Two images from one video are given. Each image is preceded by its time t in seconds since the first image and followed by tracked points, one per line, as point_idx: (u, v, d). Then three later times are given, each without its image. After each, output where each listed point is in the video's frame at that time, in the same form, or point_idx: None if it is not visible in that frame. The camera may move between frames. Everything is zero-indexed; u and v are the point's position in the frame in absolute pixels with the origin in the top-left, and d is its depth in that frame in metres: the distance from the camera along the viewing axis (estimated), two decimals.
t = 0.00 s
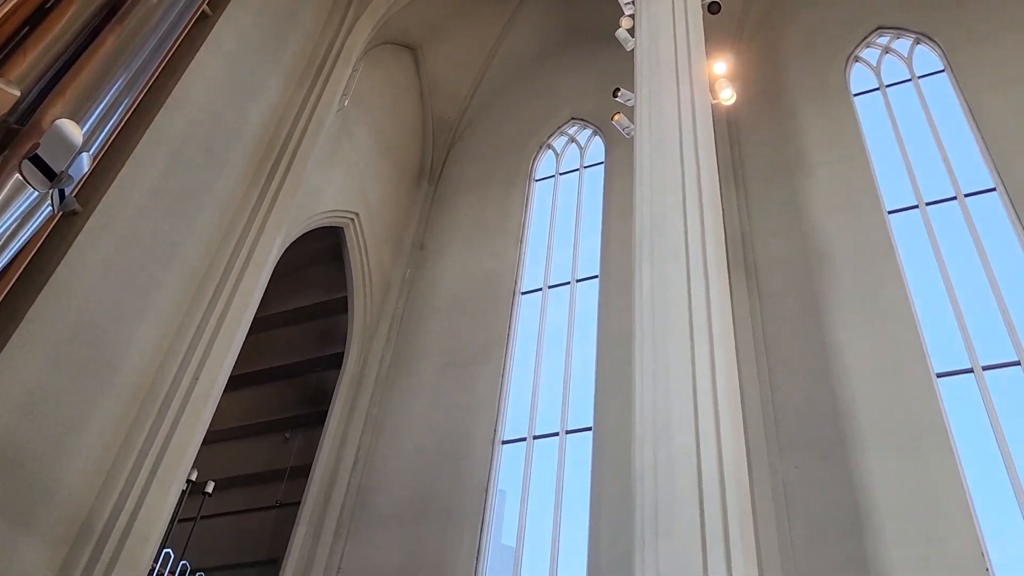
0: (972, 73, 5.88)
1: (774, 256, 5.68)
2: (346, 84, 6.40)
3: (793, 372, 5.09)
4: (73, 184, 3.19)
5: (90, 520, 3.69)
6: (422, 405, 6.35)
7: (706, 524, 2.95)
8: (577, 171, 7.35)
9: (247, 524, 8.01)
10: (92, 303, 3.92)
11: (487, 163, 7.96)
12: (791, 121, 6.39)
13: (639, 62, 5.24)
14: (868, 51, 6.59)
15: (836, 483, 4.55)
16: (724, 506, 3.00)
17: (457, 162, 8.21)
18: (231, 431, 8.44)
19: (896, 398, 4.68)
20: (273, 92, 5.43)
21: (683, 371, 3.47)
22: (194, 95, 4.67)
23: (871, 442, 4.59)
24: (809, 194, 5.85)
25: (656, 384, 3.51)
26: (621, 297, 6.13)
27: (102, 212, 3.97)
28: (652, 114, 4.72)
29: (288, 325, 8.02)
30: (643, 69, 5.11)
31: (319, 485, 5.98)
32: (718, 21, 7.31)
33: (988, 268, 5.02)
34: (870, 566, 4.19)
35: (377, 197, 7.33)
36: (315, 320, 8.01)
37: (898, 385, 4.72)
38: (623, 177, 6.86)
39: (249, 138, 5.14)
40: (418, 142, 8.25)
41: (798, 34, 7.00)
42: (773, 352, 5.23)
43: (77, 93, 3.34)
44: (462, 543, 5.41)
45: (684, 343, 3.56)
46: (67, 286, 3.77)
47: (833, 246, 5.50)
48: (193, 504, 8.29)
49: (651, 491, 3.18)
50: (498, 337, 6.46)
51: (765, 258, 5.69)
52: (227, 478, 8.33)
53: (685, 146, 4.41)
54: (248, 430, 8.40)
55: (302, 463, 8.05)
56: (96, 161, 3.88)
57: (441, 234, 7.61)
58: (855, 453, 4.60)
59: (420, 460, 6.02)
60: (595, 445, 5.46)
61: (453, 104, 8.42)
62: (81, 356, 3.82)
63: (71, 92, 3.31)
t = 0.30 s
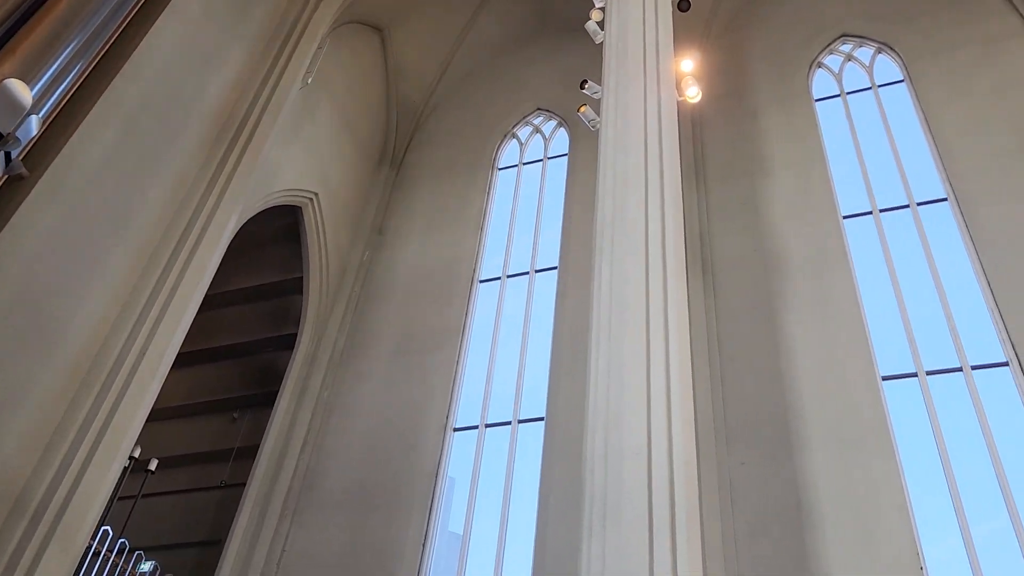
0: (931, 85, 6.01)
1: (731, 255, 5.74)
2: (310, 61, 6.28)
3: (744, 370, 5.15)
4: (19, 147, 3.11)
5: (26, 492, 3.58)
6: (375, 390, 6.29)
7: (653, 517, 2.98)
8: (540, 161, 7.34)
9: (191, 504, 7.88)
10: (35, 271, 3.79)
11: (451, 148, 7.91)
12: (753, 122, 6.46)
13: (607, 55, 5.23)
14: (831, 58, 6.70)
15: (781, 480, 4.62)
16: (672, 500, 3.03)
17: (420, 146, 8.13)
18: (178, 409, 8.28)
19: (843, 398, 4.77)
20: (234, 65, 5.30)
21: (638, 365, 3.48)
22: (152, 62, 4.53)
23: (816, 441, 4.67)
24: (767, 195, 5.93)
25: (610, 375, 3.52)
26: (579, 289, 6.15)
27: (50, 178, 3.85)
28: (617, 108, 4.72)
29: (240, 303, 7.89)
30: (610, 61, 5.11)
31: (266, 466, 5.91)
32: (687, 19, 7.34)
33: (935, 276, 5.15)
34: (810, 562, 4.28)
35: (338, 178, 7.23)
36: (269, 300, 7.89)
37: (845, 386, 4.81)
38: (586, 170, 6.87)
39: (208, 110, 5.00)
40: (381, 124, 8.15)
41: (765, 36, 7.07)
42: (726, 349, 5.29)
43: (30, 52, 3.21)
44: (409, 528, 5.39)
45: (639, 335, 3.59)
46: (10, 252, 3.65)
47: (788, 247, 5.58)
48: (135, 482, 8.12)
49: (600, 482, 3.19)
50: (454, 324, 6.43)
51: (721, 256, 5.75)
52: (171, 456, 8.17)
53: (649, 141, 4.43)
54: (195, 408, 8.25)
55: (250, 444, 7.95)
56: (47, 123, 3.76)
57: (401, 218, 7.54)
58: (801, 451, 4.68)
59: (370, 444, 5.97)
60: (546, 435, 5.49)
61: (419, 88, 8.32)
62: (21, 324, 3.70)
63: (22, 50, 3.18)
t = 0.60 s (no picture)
0: (891, 92, 6.13)
1: (690, 249, 5.78)
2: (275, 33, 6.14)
3: (697, 364, 5.20)
4: None
5: None
6: (327, 370, 6.22)
7: (603, 507, 3.01)
8: (504, 148, 7.31)
9: (133, 479, 7.71)
10: None
11: (415, 131, 7.82)
12: (717, 119, 6.51)
13: (576, 42, 5.20)
14: (795, 59, 6.78)
15: (728, 474, 4.69)
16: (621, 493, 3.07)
17: (384, 126, 8.03)
18: (123, 383, 8.07)
19: (792, 395, 4.85)
20: (196, 32, 5.15)
21: (594, 353, 3.49)
22: (109, 22, 4.38)
23: (764, 436, 4.75)
24: (728, 192, 5.99)
25: (565, 361, 3.51)
26: (537, 277, 6.15)
27: None
28: (584, 95, 4.70)
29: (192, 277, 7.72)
30: (579, 49, 5.08)
31: (213, 442, 5.81)
32: (657, 13, 7.35)
33: (886, 279, 5.26)
34: (753, 554, 4.35)
35: (298, 154, 7.10)
36: (222, 275, 7.73)
37: (794, 384, 4.90)
38: (551, 160, 6.86)
39: (167, 77, 4.86)
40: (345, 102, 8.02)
41: (733, 34, 7.12)
42: (680, 342, 5.33)
43: None
44: (357, 511, 5.34)
45: (597, 323, 3.59)
46: None
47: (746, 245, 5.65)
48: (76, 456, 7.92)
49: (551, 468, 3.19)
50: (411, 308, 6.37)
51: (680, 250, 5.79)
52: (114, 430, 7.98)
53: (613, 132, 4.43)
54: (141, 382, 8.05)
55: (198, 421, 7.80)
56: None
57: (361, 199, 7.45)
58: (749, 445, 4.75)
59: (320, 424, 5.91)
60: (499, 422, 5.49)
61: (385, 67, 8.21)
62: None
63: None
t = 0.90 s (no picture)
0: (847, 95, 6.23)
1: (645, 241, 5.82)
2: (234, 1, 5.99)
3: (648, 354, 5.25)
4: None
5: None
6: (276, 347, 6.13)
7: (548, 492, 3.03)
8: (465, 131, 7.26)
9: (71, 452, 7.51)
10: None
11: (375, 109, 7.72)
12: (678, 113, 6.55)
13: (541, 27, 5.17)
14: (757, 58, 6.85)
15: (673, 464, 4.74)
16: (567, 480, 3.10)
17: (344, 103, 7.91)
18: (63, 352, 7.82)
19: (738, 389, 4.93)
20: None
21: (546, 339, 3.49)
22: None
23: (710, 428, 4.82)
24: (685, 186, 6.04)
25: (517, 345, 3.50)
26: (492, 262, 6.14)
27: None
28: (547, 81, 4.68)
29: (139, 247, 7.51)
30: (544, 34, 5.05)
31: (156, 414, 5.68)
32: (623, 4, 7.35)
33: (835, 278, 5.37)
34: (692, 543, 4.42)
35: (254, 127, 6.96)
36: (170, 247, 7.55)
37: (741, 378, 4.97)
38: (511, 146, 6.84)
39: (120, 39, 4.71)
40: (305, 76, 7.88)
41: (697, 30, 7.16)
42: (632, 333, 5.37)
43: None
44: (301, 489, 5.28)
45: (551, 309, 3.59)
46: None
47: (700, 239, 5.70)
48: (10, 425, 7.66)
49: (499, 452, 3.18)
50: (364, 288, 6.30)
51: (635, 241, 5.82)
52: (52, 400, 7.74)
53: (575, 119, 4.42)
54: (82, 352, 7.82)
55: (140, 394, 7.61)
56: None
57: (318, 175, 7.33)
58: (694, 436, 4.81)
59: (267, 401, 5.83)
60: (448, 406, 5.48)
61: (347, 43, 8.08)
62: None
63: None
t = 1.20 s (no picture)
0: (806, 97, 6.32)
1: (603, 232, 5.84)
2: None
3: (600, 344, 5.28)
4: None
5: None
6: (227, 324, 6.02)
7: (496, 478, 3.03)
8: (427, 114, 7.20)
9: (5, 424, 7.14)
10: None
11: (336, 87, 7.61)
12: (640, 107, 6.58)
13: (508, 12, 5.14)
14: (721, 56, 6.91)
15: (621, 452, 4.79)
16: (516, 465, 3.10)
17: (304, 79, 7.77)
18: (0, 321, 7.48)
19: (687, 382, 4.99)
20: None
21: (501, 325, 3.48)
22: None
23: (658, 420, 4.87)
24: (644, 179, 6.07)
25: (472, 329, 3.48)
26: (450, 247, 6.11)
27: None
28: (511, 67, 4.66)
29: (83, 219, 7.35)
30: (511, 19, 5.02)
31: (98, 388, 5.47)
32: None
33: (786, 276, 5.46)
34: (637, 532, 4.47)
35: (211, 98, 6.80)
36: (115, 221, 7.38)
37: (690, 372, 5.03)
38: (473, 131, 6.80)
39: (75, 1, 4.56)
40: (265, 50, 7.72)
41: (663, 26, 7.19)
42: (586, 322, 5.39)
43: None
44: (246, 468, 5.20)
45: (506, 294, 3.58)
46: None
47: (657, 233, 5.75)
48: None
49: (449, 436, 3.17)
50: (318, 267, 6.22)
51: (593, 232, 5.84)
52: None
53: (538, 107, 4.42)
54: (22, 322, 7.53)
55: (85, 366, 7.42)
56: None
57: (275, 151, 7.20)
58: (643, 427, 4.86)
59: (215, 378, 5.73)
60: (399, 390, 5.45)
61: (310, 19, 7.94)
62: None
63: None
